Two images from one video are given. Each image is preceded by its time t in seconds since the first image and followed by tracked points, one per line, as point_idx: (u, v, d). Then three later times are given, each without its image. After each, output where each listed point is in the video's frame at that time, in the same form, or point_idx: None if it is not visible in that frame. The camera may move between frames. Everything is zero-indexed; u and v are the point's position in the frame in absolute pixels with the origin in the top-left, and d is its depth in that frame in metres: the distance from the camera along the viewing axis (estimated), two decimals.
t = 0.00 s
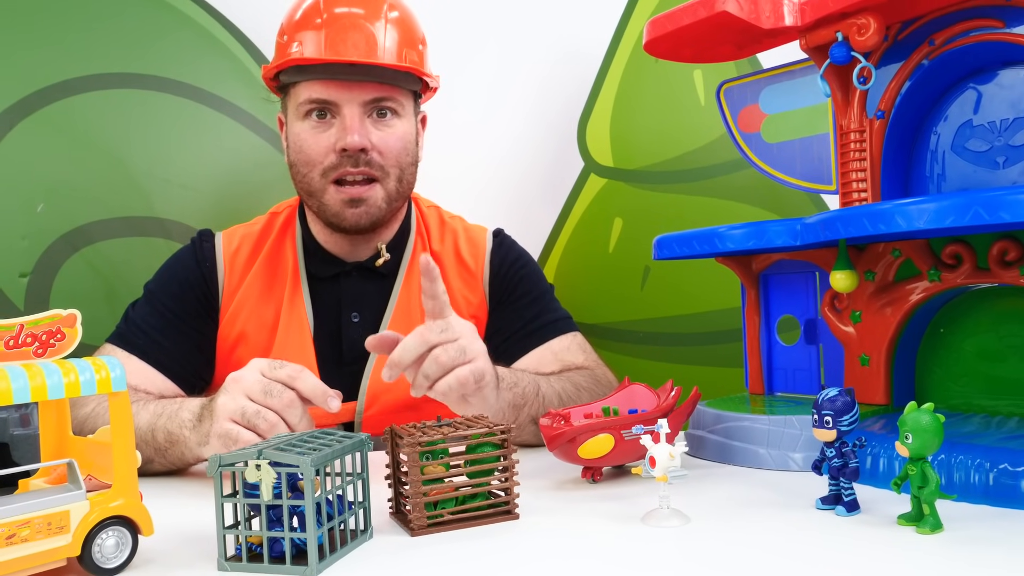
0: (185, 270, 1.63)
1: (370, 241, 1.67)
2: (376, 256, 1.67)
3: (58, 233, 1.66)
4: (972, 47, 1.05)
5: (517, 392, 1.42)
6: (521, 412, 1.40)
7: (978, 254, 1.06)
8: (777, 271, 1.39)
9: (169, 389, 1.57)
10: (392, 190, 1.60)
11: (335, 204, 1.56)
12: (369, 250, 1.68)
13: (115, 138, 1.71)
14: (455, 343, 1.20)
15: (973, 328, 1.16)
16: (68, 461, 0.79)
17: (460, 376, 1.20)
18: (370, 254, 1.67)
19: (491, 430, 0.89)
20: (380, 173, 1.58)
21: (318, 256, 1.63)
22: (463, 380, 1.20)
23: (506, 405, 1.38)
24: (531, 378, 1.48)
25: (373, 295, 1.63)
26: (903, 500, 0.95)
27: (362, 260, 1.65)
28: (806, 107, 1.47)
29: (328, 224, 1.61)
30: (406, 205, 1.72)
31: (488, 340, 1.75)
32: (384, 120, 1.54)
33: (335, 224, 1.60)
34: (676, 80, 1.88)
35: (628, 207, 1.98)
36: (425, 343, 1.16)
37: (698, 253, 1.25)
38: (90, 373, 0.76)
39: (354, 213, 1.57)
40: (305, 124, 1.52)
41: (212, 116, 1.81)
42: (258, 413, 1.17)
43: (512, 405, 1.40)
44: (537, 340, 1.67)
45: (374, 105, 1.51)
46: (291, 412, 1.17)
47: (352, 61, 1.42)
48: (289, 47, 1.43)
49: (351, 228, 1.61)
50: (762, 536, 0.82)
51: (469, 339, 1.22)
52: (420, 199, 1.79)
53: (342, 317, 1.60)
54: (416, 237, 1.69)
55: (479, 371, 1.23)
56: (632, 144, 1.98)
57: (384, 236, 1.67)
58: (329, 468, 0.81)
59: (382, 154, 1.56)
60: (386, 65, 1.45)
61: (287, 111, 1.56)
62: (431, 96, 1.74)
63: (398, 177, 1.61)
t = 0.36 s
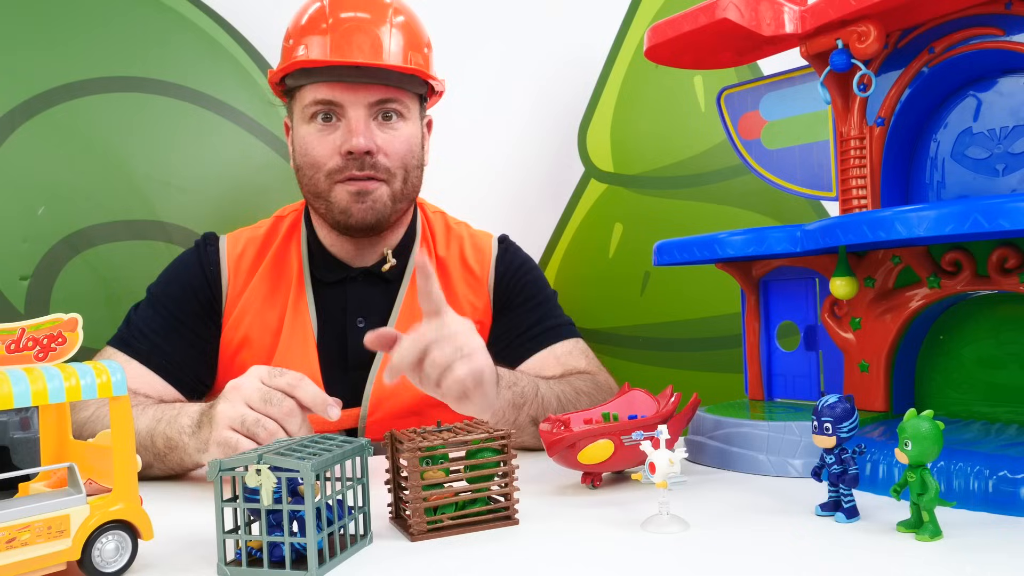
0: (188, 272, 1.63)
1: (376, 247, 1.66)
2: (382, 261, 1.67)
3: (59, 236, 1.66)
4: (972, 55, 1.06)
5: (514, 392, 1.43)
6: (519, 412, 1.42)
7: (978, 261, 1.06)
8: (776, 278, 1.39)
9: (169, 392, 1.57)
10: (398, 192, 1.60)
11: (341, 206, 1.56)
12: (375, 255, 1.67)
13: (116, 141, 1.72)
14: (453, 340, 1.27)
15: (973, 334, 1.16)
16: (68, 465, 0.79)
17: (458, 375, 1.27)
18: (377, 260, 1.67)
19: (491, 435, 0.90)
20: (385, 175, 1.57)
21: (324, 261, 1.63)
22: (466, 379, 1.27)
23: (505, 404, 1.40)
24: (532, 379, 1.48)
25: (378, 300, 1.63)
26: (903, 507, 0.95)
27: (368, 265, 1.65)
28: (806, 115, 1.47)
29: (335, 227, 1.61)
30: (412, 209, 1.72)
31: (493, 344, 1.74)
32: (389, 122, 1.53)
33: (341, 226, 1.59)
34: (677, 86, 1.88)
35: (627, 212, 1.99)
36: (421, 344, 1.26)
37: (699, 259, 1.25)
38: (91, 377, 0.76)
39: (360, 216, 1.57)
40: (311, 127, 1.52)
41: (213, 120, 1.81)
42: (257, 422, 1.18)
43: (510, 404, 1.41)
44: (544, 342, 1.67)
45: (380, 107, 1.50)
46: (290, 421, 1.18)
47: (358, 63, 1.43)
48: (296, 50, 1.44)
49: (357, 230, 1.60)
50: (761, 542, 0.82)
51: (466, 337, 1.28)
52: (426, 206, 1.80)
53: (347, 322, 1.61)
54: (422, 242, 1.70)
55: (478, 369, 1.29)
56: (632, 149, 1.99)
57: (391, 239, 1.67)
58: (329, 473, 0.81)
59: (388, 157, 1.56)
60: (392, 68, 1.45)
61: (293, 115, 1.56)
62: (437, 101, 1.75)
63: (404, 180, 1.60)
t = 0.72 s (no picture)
0: (192, 262, 1.64)
1: (377, 235, 1.66)
2: (384, 250, 1.67)
3: (61, 236, 1.66)
4: (974, 59, 1.06)
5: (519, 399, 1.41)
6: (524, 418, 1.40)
7: (979, 264, 1.06)
8: (777, 280, 1.39)
9: (170, 392, 1.57)
10: (398, 180, 1.61)
11: (341, 195, 1.57)
12: (377, 244, 1.67)
13: (118, 140, 1.72)
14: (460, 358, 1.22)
15: (973, 338, 1.16)
16: (69, 463, 0.79)
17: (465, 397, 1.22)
18: (378, 248, 1.67)
19: (492, 435, 0.90)
20: (386, 164, 1.58)
21: (328, 249, 1.63)
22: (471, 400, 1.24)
23: (512, 411, 1.37)
24: (534, 385, 1.47)
25: (380, 288, 1.63)
26: (903, 510, 0.95)
27: (370, 254, 1.65)
28: (805, 118, 1.48)
29: (336, 214, 1.61)
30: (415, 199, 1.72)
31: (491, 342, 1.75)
32: (389, 112, 1.53)
33: (342, 213, 1.60)
34: (679, 88, 1.88)
35: (627, 213, 1.99)
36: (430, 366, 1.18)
37: (700, 261, 1.25)
38: (92, 376, 0.76)
39: (360, 204, 1.58)
40: (313, 116, 1.52)
41: (214, 120, 1.81)
42: (252, 427, 1.17)
43: (517, 411, 1.39)
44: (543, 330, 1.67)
45: (380, 99, 1.50)
46: (285, 427, 1.17)
47: (359, 53, 1.41)
48: (300, 39, 1.43)
49: (358, 217, 1.61)
50: (761, 544, 0.82)
51: (471, 359, 1.25)
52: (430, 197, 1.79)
53: (350, 309, 1.61)
54: (425, 231, 1.70)
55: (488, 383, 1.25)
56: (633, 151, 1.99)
57: (392, 226, 1.67)
58: (330, 473, 0.81)
59: (387, 146, 1.57)
60: (395, 57, 1.44)
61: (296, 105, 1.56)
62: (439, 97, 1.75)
63: (404, 169, 1.61)
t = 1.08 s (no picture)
0: (205, 239, 1.52)
1: (379, 214, 1.59)
2: (385, 228, 1.59)
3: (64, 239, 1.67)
4: (976, 65, 1.06)
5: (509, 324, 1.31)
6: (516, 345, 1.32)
7: (981, 270, 1.06)
8: (779, 286, 1.39)
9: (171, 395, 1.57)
10: (401, 163, 1.54)
11: (340, 177, 1.51)
12: (378, 223, 1.59)
13: (120, 144, 1.72)
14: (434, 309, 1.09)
15: (974, 344, 1.16)
16: (71, 467, 0.79)
17: (466, 347, 1.10)
18: (378, 227, 1.59)
19: (493, 441, 0.89)
20: (388, 145, 1.52)
21: (329, 229, 1.57)
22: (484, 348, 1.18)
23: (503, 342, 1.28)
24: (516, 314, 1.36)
25: (382, 265, 1.56)
26: (905, 517, 0.94)
27: (371, 232, 1.58)
28: (809, 123, 1.49)
29: (335, 195, 1.55)
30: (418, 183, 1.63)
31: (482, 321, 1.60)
32: (391, 95, 1.49)
33: (342, 194, 1.53)
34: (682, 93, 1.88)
35: (632, 220, 1.92)
36: (401, 329, 1.03)
37: (702, 266, 1.25)
38: (94, 380, 0.77)
39: (359, 185, 1.52)
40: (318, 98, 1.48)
41: (215, 123, 1.78)
42: (219, 354, 1.09)
43: (507, 338, 1.30)
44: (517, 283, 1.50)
45: (383, 81, 1.47)
46: (246, 365, 1.07)
47: (361, 35, 1.41)
48: (306, 21, 1.43)
49: (357, 199, 1.54)
50: (761, 551, 0.82)
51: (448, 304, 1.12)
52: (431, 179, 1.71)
53: (350, 286, 1.54)
54: (427, 214, 1.62)
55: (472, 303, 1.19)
56: (636, 151, 1.93)
57: (393, 210, 1.59)
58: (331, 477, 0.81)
59: (389, 127, 1.50)
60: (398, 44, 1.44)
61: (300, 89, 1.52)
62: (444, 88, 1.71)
63: (408, 151, 1.54)
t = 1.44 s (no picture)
0: (216, 229, 1.55)
1: (380, 211, 1.58)
2: (385, 224, 1.58)
3: (68, 240, 1.68)
4: (982, 66, 1.06)
5: (493, 332, 1.11)
6: (504, 360, 1.11)
7: (987, 272, 1.05)
8: (784, 287, 1.39)
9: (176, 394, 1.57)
10: (401, 159, 1.53)
11: (342, 170, 1.49)
12: (379, 219, 1.59)
13: (125, 144, 1.72)
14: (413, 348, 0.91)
15: (979, 346, 1.16)
16: (77, 466, 0.79)
17: (456, 383, 0.91)
18: (378, 223, 1.58)
19: (498, 441, 0.89)
20: (389, 141, 1.50)
21: (329, 226, 1.56)
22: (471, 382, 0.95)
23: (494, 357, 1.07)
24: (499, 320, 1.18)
25: (382, 261, 1.54)
26: (910, 518, 0.94)
27: (372, 228, 1.57)
28: (815, 124, 1.48)
29: (336, 191, 1.54)
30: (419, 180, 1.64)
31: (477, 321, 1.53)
32: (393, 92, 1.47)
33: (342, 190, 1.52)
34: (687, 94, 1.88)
35: (637, 221, 1.92)
36: (384, 373, 0.84)
37: (706, 267, 1.25)
38: (100, 379, 0.77)
39: (360, 178, 1.50)
40: (320, 94, 1.47)
41: (219, 124, 1.79)
42: (191, 404, 0.88)
43: (494, 351, 1.09)
44: (502, 272, 1.43)
45: (385, 78, 1.45)
46: (221, 421, 0.85)
47: (365, 31, 1.39)
48: (312, 17, 1.42)
49: (358, 196, 1.53)
50: (766, 552, 0.81)
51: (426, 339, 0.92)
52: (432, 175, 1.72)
53: (349, 280, 1.52)
54: (426, 211, 1.62)
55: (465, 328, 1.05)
56: (640, 153, 1.93)
57: (393, 206, 1.59)
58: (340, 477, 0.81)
59: (391, 122, 1.49)
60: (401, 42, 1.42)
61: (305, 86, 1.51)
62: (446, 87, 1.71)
63: (409, 148, 1.54)
